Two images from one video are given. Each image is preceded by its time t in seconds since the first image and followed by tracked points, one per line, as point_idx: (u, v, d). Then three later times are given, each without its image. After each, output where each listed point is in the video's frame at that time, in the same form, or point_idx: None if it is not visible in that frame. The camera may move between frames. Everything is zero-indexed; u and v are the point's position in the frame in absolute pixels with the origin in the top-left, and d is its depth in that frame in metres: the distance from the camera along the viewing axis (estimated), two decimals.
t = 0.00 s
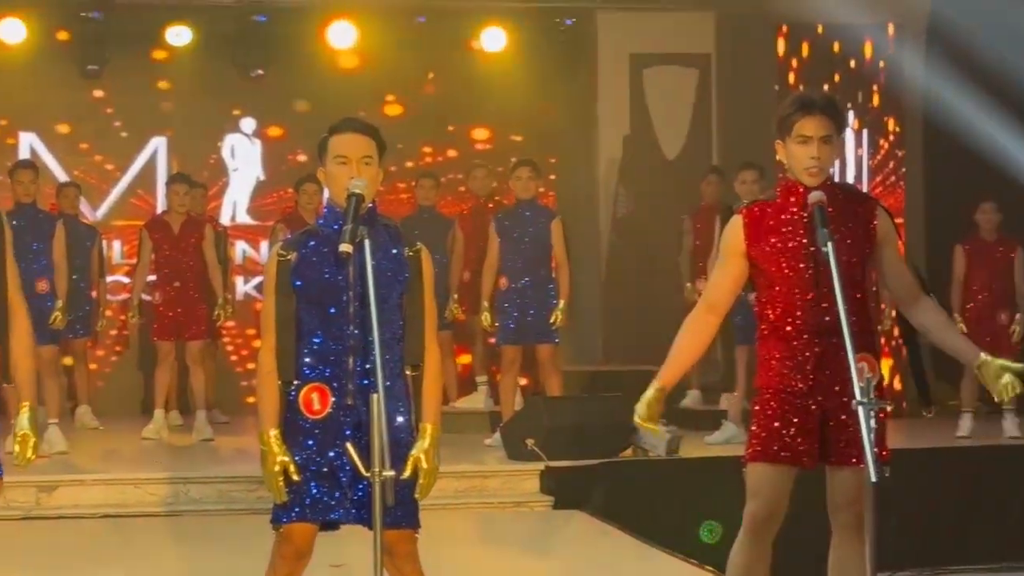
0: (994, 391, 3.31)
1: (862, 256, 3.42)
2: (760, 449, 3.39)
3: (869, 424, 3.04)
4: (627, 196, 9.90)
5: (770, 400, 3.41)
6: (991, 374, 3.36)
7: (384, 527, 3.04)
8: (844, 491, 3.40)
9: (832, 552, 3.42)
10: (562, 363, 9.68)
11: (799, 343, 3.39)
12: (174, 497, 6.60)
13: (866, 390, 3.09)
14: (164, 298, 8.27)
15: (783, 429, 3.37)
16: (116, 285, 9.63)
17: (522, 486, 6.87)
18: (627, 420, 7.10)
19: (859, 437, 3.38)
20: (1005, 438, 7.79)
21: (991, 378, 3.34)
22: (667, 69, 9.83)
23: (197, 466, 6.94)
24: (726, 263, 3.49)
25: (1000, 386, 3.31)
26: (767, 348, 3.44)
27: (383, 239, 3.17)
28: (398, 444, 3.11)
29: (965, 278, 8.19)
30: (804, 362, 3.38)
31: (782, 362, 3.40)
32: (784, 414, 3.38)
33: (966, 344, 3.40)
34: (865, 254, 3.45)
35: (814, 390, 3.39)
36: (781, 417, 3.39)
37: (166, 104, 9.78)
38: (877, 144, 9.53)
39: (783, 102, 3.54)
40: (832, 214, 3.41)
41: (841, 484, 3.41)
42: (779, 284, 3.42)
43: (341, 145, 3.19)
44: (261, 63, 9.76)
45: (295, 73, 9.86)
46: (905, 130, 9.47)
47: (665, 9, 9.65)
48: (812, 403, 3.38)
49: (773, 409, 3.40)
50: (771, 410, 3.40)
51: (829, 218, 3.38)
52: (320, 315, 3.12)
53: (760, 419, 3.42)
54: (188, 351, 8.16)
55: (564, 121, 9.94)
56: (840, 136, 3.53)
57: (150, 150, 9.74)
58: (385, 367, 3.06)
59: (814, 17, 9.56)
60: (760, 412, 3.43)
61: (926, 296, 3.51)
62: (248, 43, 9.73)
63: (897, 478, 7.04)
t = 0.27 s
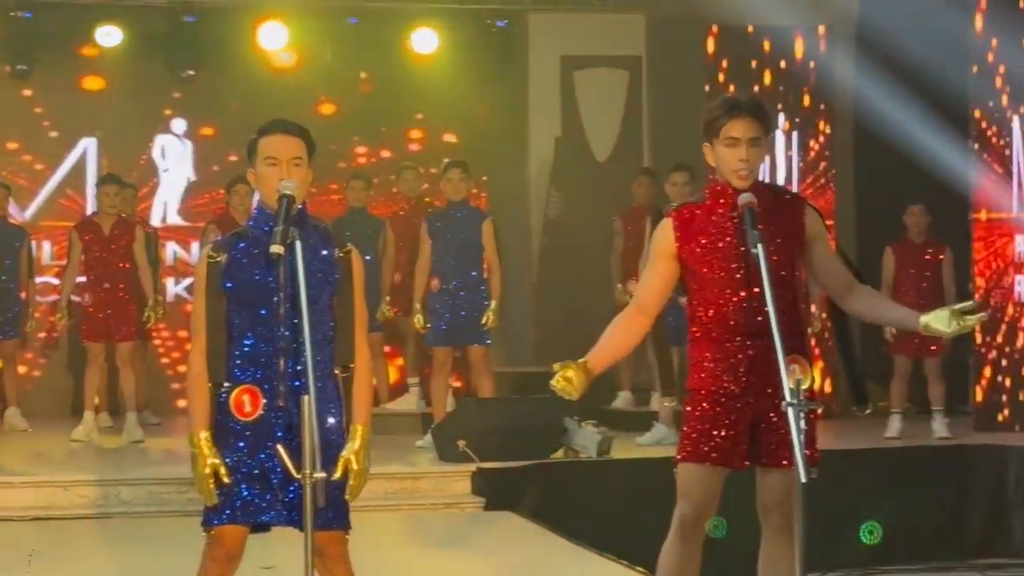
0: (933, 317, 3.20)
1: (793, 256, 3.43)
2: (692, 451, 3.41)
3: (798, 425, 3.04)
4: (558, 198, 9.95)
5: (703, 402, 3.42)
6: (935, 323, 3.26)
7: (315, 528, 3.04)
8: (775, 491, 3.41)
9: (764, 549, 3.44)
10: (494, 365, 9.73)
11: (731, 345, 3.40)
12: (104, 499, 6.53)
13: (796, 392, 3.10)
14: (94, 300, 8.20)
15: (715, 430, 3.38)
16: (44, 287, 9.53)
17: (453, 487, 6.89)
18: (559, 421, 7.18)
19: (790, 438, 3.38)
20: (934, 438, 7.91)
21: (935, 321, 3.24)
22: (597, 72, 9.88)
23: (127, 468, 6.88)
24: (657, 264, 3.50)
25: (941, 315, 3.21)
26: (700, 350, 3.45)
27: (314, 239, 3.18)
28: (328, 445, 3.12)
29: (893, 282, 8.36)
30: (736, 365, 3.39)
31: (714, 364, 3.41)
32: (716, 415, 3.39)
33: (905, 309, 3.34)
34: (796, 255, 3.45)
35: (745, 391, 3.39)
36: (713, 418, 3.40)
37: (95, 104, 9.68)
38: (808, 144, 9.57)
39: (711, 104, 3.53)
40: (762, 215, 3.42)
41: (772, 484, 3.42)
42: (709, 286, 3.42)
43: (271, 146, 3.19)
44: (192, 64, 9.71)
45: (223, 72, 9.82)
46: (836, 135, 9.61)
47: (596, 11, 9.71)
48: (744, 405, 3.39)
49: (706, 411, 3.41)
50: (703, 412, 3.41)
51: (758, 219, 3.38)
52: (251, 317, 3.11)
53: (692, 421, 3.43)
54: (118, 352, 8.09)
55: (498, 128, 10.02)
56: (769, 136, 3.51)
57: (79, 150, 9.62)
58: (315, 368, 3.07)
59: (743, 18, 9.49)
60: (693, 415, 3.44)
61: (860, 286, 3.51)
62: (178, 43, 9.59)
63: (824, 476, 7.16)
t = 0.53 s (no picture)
0: (858, 318, 3.25)
1: (722, 255, 3.44)
2: (622, 449, 3.38)
3: (727, 422, 3.07)
4: (490, 197, 9.98)
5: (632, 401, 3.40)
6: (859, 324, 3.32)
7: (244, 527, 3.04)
8: (703, 491, 3.39)
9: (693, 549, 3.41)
10: (425, 364, 9.73)
11: (660, 344, 3.38)
12: (31, 499, 6.45)
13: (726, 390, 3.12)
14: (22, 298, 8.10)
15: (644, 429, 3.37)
16: None
17: (384, 486, 6.89)
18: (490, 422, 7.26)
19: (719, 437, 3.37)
20: (863, 437, 8.02)
21: (859, 323, 3.29)
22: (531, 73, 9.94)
23: (55, 468, 6.81)
24: (587, 263, 3.49)
25: (865, 317, 3.26)
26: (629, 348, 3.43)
27: (242, 238, 3.17)
28: (258, 444, 3.12)
29: (822, 282, 8.49)
30: (665, 363, 3.37)
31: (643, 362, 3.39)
32: (646, 414, 3.37)
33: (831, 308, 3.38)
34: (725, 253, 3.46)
35: (675, 390, 3.37)
36: (642, 417, 3.37)
37: (23, 101, 9.59)
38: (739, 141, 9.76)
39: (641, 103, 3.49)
40: (692, 214, 3.42)
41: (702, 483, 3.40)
42: (639, 284, 3.42)
43: (197, 144, 3.14)
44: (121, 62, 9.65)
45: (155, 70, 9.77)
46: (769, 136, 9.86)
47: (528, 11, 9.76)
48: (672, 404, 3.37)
49: (635, 409, 3.38)
50: (631, 411, 3.39)
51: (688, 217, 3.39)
52: (180, 316, 3.10)
53: (621, 420, 3.40)
54: (46, 352, 8.00)
55: (428, 129, 10.01)
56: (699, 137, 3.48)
57: (7, 147, 9.53)
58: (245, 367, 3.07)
59: (674, 17, 9.64)
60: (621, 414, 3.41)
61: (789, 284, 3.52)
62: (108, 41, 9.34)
63: (752, 473, 7.23)
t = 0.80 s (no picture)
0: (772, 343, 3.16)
1: (660, 252, 3.40)
2: (560, 448, 3.32)
3: (668, 421, 3.07)
4: (429, 195, 9.98)
5: (569, 399, 3.33)
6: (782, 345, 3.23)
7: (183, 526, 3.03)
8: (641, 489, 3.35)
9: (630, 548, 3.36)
10: (364, 363, 9.72)
11: (597, 341, 3.31)
12: None
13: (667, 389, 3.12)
14: None
15: (582, 427, 3.30)
16: None
17: (323, 484, 6.89)
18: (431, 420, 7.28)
19: (657, 435, 3.33)
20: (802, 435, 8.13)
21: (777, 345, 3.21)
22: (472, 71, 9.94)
23: None
24: (525, 259, 3.42)
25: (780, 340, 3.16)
26: (565, 346, 3.36)
27: (182, 236, 3.16)
28: (197, 443, 3.11)
29: (761, 280, 8.60)
30: (602, 361, 3.30)
31: (581, 360, 3.32)
32: (583, 412, 3.31)
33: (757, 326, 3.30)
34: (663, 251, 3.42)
35: (612, 388, 3.31)
36: (579, 415, 3.31)
37: None
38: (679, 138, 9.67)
39: (582, 99, 3.42)
40: (631, 210, 3.38)
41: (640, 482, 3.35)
42: (576, 281, 3.36)
43: (136, 141, 3.12)
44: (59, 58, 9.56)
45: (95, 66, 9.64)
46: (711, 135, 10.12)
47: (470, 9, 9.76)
48: (609, 402, 3.31)
49: (572, 407, 3.32)
50: (568, 409, 3.32)
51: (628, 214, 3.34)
52: (119, 313, 3.09)
53: (559, 417, 3.34)
54: None
55: (366, 129, 9.90)
56: (640, 135, 3.42)
57: None
58: (185, 364, 3.06)
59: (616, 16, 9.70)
60: (558, 411, 3.35)
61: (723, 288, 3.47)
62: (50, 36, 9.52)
63: (691, 469, 7.30)
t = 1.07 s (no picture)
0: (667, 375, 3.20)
1: (610, 250, 3.43)
2: (511, 445, 3.32)
3: (623, 419, 3.11)
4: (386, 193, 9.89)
5: (520, 396, 3.33)
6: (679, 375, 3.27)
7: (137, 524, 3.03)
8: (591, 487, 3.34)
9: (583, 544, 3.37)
10: (319, 360, 9.72)
11: (547, 338, 3.33)
12: None
13: (621, 385, 3.17)
14: None
15: (533, 424, 3.31)
16: None
17: (278, 482, 6.86)
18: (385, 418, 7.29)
19: (606, 433, 3.33)
20: (756, 433, 8.20)
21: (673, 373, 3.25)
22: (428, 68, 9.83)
23: None
24: (478, 256, 3.41)
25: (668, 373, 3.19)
26: (515, 343, 3.37)
27: (136, 233, 3.16)
28: (152, 441, 3.11)
29: (717, 278, 8.66)
30: (552, 357, 3.32)
31: (531, 356, 3.33)
32: (534, 408, 3.32)
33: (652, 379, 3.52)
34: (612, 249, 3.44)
35: (562, 384, 3.32)
36: (530, 412, 3.32)
37: None
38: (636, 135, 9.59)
39: (538, 92, 3.42)
40: (584, 208, 3.40)
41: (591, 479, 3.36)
42: (527, 277, 3.37)
43: (92, 137, 3.12)
44: (15, 54, 9.53)
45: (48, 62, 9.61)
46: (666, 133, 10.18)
47: (427, 7, 9.77)
48: (559, 399, 3.32)
49: (523, 404, 3.33)
50: (519, 406, 3.33)
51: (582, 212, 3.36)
52: (73, 310, 3.09)
53: (510, 415, 3.34)
54: None
55: (324, 125, 9.93)
56: (594, 128, 3.43)
57: None
58: (139, 362, 3.06)
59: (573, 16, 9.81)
60: (509, 409, 3.35)
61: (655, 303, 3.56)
62: (5, 32, 9.51)
63: (645, 466, 7.34)
